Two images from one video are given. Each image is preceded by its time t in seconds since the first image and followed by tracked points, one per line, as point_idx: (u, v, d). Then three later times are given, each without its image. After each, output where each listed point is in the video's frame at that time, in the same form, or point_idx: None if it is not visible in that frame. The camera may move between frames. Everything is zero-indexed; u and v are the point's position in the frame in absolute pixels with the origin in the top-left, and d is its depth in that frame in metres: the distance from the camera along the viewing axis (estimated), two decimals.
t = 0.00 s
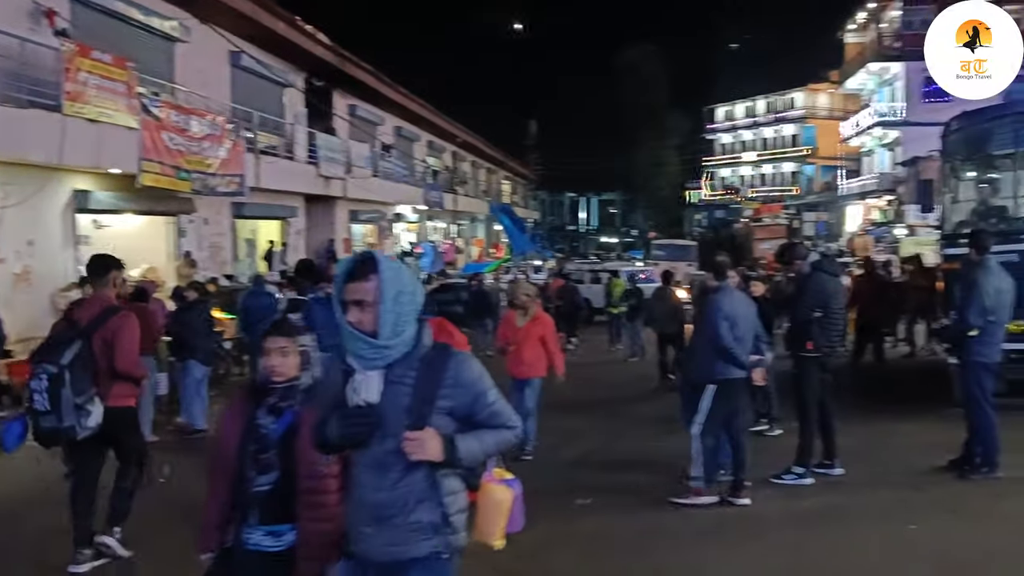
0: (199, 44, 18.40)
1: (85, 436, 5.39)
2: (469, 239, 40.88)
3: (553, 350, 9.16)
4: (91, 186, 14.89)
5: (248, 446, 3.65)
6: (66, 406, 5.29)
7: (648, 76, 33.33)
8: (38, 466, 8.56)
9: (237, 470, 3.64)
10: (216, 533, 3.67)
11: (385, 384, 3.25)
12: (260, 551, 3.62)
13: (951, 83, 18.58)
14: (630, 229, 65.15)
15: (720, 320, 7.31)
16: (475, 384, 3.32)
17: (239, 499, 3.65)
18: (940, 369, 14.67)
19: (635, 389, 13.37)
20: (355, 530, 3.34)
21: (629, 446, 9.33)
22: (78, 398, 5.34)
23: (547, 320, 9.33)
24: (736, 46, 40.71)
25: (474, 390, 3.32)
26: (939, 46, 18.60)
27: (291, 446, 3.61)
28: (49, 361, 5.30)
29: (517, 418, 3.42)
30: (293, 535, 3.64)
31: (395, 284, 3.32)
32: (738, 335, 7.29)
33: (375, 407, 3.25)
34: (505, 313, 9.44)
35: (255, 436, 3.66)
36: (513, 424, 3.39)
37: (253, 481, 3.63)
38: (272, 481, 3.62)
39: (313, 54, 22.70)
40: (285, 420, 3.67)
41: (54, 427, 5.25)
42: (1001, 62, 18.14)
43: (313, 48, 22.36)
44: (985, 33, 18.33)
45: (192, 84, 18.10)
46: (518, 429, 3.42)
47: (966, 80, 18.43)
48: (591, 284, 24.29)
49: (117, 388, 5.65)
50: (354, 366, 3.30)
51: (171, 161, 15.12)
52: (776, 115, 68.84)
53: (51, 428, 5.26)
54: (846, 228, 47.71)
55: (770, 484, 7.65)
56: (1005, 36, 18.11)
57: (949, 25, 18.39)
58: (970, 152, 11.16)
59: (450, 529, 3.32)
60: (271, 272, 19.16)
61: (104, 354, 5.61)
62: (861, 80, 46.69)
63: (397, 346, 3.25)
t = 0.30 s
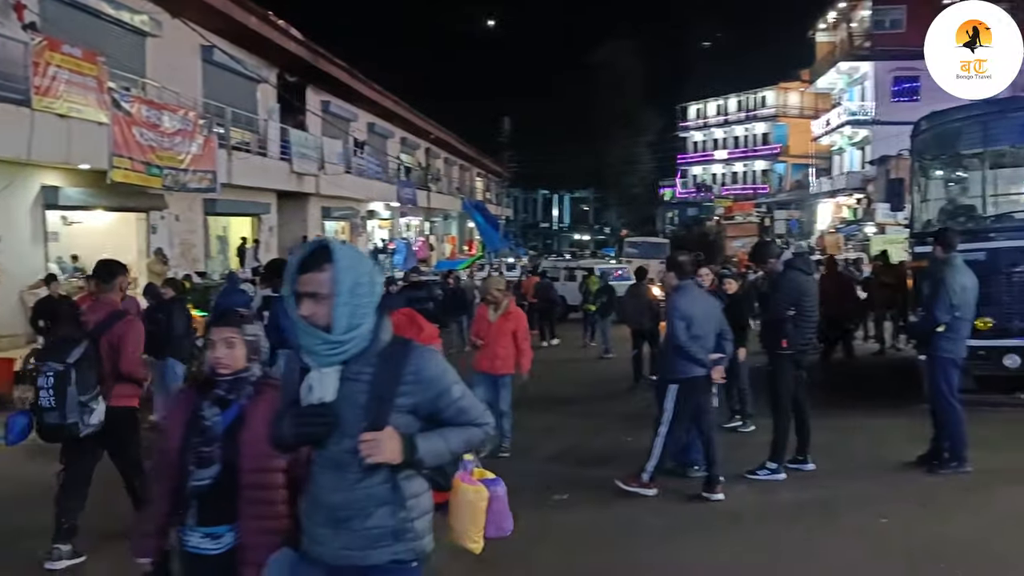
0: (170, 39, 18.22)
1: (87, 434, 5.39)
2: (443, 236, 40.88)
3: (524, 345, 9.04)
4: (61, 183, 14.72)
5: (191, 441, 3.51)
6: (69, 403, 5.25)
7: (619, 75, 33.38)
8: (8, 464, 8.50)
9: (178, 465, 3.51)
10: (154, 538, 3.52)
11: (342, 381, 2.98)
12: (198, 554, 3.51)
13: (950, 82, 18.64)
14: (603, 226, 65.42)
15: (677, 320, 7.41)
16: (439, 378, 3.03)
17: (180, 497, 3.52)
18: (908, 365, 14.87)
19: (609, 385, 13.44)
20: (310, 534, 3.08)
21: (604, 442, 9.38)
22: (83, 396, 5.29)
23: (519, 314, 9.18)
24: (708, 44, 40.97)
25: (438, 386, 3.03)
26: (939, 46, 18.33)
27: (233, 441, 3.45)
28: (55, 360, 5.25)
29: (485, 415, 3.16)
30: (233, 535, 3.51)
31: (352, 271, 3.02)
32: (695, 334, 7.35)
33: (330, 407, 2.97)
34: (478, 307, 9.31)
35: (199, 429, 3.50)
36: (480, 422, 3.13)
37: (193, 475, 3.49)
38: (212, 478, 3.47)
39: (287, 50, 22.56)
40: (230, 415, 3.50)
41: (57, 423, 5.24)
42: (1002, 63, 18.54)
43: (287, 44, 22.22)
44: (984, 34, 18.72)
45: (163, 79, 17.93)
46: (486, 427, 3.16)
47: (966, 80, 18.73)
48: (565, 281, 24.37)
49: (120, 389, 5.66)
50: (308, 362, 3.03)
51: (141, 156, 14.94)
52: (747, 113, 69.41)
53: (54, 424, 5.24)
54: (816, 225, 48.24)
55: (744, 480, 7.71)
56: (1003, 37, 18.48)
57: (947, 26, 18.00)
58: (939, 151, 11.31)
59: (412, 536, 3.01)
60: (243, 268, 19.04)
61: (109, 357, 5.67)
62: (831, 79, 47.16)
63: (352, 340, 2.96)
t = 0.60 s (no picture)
0: (152, 35, 18.09)
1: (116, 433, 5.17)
2: (427, 234, 40.87)
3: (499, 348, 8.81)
4: (43, 179, 14.61)
5: (147, 448, 3.39)
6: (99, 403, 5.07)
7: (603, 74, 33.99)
8: None
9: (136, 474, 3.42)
10: (113, 547, 3.58)
11: (287, 401, 2.58)
12: (157, 566, 3.35)
13: (946, 85, 14.68)
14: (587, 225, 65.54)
15: (634, 320, 7.52)
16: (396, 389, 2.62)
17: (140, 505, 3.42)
18: (890, 363, 14.95)
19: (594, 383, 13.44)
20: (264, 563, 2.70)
21: (590, 439, 9.42)
22: (111, 395, 5.14)
23: (496, 317, 8.95)
24: (691, 43, 41.01)
25: (392, 400, 2.62)
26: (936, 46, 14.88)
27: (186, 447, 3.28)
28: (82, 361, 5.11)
29: (447, 429, 2.75)
30: (190, 544, 3.35)
31: (294, 281, 2.59)
32: (651, 334, 7.42)
33: (277, 429, 2.57)
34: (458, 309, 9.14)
35: (154, 435, 3.39)
36: (440, 439, 2.72)
37: (148, 484, 3.35)
38: (166, 485, 3.32)
39: (270, 47, 22.46)
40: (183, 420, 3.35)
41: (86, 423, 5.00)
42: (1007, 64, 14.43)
43: (270, 41, 22.12)
44: (985, 32, 14.77)
45: (145, 76, 17.81)
46: (448, 442, 2.75)
47: (965, 82, 14.57)
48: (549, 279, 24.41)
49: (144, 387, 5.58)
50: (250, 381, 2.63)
51: (124, 153, 14.85)
52: (730, 112, 69.60)
53: (85, 424, 4.99)
54: (798, 224, 48.49)
55: (730, 476, 7.75)
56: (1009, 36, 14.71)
57: (944, 22, 14.71)
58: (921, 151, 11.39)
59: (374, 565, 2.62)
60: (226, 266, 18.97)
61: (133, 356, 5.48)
62: (814, 78, 47.36)
63: (293, 357, 2.56)
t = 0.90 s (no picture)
0: (139, 32, 18.00)
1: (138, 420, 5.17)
2: (415, 232, 40.81)
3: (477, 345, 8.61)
4: (30, 176, 14.53)
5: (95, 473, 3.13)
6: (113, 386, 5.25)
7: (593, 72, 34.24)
8: None
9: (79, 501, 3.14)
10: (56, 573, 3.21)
11: (223, 404, 2.55)
12: None
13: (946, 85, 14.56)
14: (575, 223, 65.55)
15: (599, 317, 7.68)
16: (336, 392, 2.62)
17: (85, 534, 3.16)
18: (877, 361, 15.07)
19: (583, 381, 13.48)
20: None
21: (579, 437, 9.45)
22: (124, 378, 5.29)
23: (472, 314, 8.77)
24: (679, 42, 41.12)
25: (332, 402, 2.61)
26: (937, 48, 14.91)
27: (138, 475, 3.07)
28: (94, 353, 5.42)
29: (391, 432, 2.76)
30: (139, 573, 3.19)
31: (225, 280, 2.58)
32: (615, 330, 7.57)
33: (209, 434, 2.54)
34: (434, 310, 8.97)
35: (103, 459, 3.15)
36: (383, 442, 2.72)
37: (96, 511, 3.14)
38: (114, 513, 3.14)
39: (257, 45, 22.38)
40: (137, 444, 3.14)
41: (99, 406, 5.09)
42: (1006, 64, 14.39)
43: (258, 39, 22.05)
44: (986, 33, 14.81)
45: (132, 73, 17.74)
46: (393, 446, 2.75)
47: (965, 82, 14.41)
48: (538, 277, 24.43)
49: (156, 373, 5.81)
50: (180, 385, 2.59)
51: (112, 151, 14.82)
52: (718, 110, 69.81)
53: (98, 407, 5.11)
54: (786, 222, 48.70)
55: (719, 474, 7.79)
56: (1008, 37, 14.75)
57: (944, 22, 14.80)
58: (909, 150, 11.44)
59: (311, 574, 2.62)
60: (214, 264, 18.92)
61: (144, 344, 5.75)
62: (801, 77, 47.52)
63: (228, 358, 2.53)
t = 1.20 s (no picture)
0: (123, 30, 17.90)
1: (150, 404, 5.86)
2: (401, 231, 40.77)
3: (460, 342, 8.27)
4: (14, 175, 14.43)
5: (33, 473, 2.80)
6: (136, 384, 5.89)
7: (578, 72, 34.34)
8: None
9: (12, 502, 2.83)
10: None
11: (170, 407, 2.34)
12: None
13: (947, 85, 14.30)
14: (560, 223, 65.62)
15: (577, 315, 7.77)
16: (294, 391, 2.47)
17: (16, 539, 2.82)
18: (861, 359, 15.20)
19: (570, 380, 13.53)
20: None
21: (566, 437, 9.47)
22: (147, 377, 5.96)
23: (453, 311, 8.44)
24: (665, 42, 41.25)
25: (289, 403, 2.46)
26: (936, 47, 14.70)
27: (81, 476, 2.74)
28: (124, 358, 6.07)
29: (350, 432, 2.62)
30: None
31: (171, 272, 2.37)
32: (592, 328, 7.67)
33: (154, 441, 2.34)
34: (411, 307, 8.58)
35: (40, 458, 2.80)
36: (342, 443, 2.58)
37: (28, 515, 2.80)
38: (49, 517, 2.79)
39: (243, 44, 22.33)
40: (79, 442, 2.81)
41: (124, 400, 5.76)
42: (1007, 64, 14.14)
43: (244, 38, 22.01)
44: (986, 33, 14.46)
45: (117, 71, 17.67)
46: (352, 446, 2.61)
47: (965, 82, 14.18)
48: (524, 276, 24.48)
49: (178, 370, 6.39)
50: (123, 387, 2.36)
51: (97, 150, 14.76)
52: (703, 110, 70.11)
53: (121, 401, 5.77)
54: (771, 221, 49.02)
55: (705, 472, 7.83)
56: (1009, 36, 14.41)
57: (945, 21, 14.55)
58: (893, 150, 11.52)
59: None
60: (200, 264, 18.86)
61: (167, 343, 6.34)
62: (786, 77, 47.80)
63: (177, 358, 2.32)
